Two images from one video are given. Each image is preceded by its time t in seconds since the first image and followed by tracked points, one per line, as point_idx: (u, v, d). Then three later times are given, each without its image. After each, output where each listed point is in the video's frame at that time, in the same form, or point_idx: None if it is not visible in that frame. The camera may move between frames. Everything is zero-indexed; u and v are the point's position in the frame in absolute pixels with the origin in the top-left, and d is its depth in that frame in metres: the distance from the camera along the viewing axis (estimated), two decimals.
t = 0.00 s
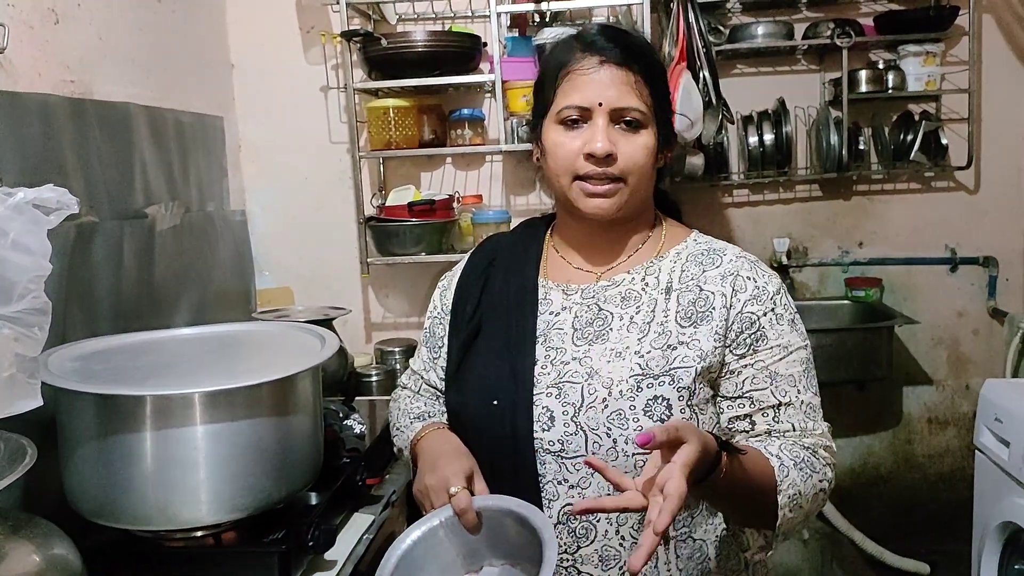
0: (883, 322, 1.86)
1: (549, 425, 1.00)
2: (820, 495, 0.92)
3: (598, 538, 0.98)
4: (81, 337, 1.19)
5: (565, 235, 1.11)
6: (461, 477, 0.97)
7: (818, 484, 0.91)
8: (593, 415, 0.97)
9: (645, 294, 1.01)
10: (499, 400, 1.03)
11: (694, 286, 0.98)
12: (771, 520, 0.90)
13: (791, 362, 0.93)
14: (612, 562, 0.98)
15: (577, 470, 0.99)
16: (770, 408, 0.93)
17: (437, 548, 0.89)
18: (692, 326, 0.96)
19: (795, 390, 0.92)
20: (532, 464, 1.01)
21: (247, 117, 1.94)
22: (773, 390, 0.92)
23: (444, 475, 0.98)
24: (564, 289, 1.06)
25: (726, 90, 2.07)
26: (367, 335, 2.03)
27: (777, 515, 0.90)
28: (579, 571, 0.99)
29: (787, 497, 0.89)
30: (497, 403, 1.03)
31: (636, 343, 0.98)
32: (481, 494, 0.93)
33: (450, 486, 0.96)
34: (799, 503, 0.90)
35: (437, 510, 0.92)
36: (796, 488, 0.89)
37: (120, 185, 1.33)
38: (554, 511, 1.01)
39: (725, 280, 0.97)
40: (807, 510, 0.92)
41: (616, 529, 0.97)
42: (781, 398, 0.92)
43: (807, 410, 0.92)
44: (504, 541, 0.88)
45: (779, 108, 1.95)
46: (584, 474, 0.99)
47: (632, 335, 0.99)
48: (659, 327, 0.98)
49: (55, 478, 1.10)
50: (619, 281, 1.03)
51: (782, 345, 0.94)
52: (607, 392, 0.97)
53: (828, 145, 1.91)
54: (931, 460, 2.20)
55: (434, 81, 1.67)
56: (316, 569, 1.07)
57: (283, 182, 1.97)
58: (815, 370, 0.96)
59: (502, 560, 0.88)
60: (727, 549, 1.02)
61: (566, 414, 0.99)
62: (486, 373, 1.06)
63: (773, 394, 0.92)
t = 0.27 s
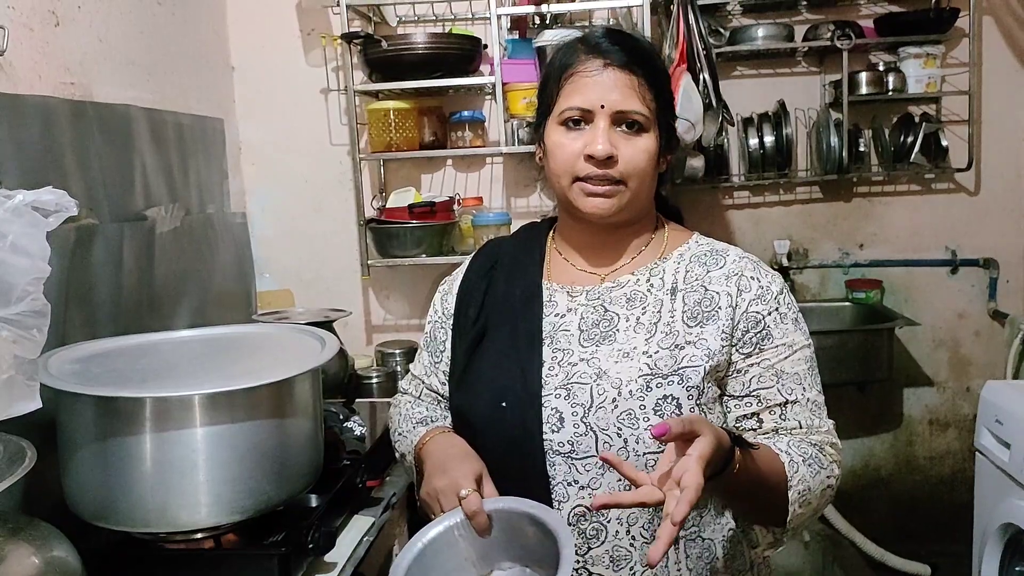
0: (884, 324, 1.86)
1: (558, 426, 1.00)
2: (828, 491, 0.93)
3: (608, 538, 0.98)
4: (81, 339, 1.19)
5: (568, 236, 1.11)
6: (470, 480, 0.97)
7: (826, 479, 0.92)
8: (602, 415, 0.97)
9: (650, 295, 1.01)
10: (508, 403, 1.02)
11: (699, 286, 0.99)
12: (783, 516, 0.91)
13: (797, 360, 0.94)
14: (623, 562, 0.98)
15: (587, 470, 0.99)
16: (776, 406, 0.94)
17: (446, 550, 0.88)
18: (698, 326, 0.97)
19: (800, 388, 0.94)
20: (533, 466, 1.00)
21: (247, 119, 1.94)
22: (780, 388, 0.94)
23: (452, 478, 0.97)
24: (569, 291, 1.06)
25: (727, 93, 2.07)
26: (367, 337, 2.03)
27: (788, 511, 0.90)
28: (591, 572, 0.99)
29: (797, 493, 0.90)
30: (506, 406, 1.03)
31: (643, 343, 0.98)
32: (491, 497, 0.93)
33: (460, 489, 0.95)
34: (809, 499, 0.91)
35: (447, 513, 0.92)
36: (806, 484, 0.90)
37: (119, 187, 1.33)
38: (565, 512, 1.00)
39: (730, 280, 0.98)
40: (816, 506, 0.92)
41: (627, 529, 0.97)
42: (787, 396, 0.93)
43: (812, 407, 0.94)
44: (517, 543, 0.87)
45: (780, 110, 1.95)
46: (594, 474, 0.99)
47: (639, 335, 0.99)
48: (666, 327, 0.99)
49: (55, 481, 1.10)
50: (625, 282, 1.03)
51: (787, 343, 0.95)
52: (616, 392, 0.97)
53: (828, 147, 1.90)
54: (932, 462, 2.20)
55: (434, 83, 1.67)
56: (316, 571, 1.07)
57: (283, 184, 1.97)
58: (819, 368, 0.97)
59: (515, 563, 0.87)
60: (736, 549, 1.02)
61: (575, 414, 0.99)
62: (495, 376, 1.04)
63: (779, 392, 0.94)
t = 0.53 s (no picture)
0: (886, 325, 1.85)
1: (567, 425, 0.99)
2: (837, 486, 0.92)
3: (618, 537, 0.98)
4: (83, 340, 1.19)
5: (570, 237, 1.11)
6: (479, 480, 0.96)
7: (834, 473, 0.91)
8: (610, 413, 0.97)
9: (656, 293, 1.01)
10: (516, 402, 1.03)
11: (704, 283, 0.99)
12: (792, 512, 0.90)
13: (803, 356, 0.94)
14: (633, 560, 0.98)
15: (596, 468, 0.99)
16: (783, 402, 0.93)
17: (458, 551, 0.88)
18: (705, 323, 0.97)
19: (807, 383, 0.93)
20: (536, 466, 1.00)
21: (248, 120, 1.95)
22: (787, 384, 0.93)
23: (462, 478, 0.97)
24: (574, 291, 1.06)
25: (728, 93, 2.07)
26: (369, 338, 2.03)
27: (797, 507, 0.90)
28: (601, 571, 0.99)
29: (806, 488, 0.89)
30: (514, 406, 1.03)
31: (649, 341, 0.99)
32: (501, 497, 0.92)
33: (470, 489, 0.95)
34: (818, 494, 0.90)
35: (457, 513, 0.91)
36: (814, 479, 0.89)
37: (120, 187, 1.33)
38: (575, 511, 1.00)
39: (735, 277, 0.98)
40: (825, 501, 0.92)
41: (637, 527, 0.97)
42: (794, 391, 0.93)
43: (819, 402, 0.94)
44: (529, 542, 0.87)
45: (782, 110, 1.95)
46: (604, 472, 0.98)
47: (645, 333, 0.99)
48: (672, 324, 0.99)
49: (57, 481, 1.11)
50: (629, 281, 1.04)
51: (793, 340, 0.95)
52: (624, 389, 0.97)
53: (830, 148, 1.90)
54: (934, 463, 2.19)
55: (436, 84, 1.67)
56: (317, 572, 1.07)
57: (285, 185, 1.97)
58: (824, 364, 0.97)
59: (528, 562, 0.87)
60: (745, 546, 1.01)
61: (583, 413, 0.98)
62: (501, 377, 1.04)
63: (787, 388, 0.93)
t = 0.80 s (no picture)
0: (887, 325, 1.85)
1: (570, 422, 1.00)
2: (843, 484, 0.93)
3: (621, 535, 0.98)
4: (85, 340, 1.19)
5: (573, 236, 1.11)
6: (478, 474, 0.97)
7: (840, 472, 0.92)
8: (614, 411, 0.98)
9: (660, 292, 1.01)
10: (520, 400, 1.03)
11: (709, 282, 0.99)
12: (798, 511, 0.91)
13: (810, 354, 0.95)
14: (636, 559, 0.97)
15: (599, 467, 0.99)
16: (792, 400, 0.94)
17: (459, 543, 0.88)
18: (709, 322, 0.97)
19: (815, 382, 0.94)
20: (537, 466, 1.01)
21: (250, 120, 1.95)
22: (795, 383, 0.94)
23: (462, 472, 0.97)
24: (578, 290, 1.06)
25: (729, 93, 2.07)
26: (370, 338, 2.03)
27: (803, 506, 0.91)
28: (604, 569, 0.98)
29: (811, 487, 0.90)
30: (517, 404, 1.03)
31: (653, 340, 0.98)
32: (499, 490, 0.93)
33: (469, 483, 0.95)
34: (824, 492, 0.91)
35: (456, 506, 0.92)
36: (820, 478, 0.91)
37: (122, 188, 1.33)
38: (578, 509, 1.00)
39: (740, 276, 0.98)
40: (832, 499, 0.93)
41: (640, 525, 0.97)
42: (801, 390, 0.94)
43: (827, 400, 0.94)
44: (529, 535, 0.87)
45: (783, 110, 1.95)
46: (607, 470, 0.98)
47: (649, 332, 0.99)
48: (676, 323, 0.99)
49: (59, 481, 1.11)
50: (634, 280, 1.03)
51: (799, 338, 0.95)
52: (627, 387, 0.97)
53: (831, 147, 1.90)
54: (935, 463, 2.19)
55: (437, 84, 1.67)
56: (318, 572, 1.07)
57: (286, 185, 1.97)
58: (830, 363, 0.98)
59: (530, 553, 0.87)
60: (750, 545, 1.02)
61: (587, 411, 0.99)
62: (505, 375, 1.05)
63: (794, 388, 0.94)
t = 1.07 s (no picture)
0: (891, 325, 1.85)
1: (569, 422, 1.00)
2: (840, 499, 0.93)
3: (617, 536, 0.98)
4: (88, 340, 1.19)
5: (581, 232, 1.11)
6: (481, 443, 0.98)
7: (838, 487, 0.91)
8: (613, 412, 0.97)
9: (667, 294, 1.00)
10: (522, 397, 1.03)
11: (717, 286, 0.98)
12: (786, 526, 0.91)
13: (817, 365, 0.94)
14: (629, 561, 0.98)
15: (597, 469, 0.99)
16: (795, 410, 0.93)
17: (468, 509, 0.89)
18: (714, 327, 0.96)
19: (821, 392, 0.93)
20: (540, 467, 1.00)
21: (253, 120, 1.95)
22: (800, 393, 0.93)
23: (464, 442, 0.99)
24: (585, 288, 1.06)
25: (732, 93, 2.06)
26: (373, 338, 2.03)
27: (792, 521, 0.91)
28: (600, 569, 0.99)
29: (801, 501, 0.90)
30: (520, 401, 1.03)
31: (657, 343, 0.98)
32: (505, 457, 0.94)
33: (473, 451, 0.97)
34: (816, 507, 0.91)
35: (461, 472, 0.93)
36: (809, 493, 0.90)
37: (125, 188, 1.33)
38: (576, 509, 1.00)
39: (749, 281, 0.97)
40: (827, 514, 0.92)
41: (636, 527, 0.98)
42: (805, 401, 0.93)
43: (831, 411, 0.93)
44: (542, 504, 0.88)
45: (786, 110, 1.95)
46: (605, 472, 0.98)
47: (654, 334, 0.99)
48: (681, 326, 0.98)
49: (62, 481, 1.11)
50: (641, 280, 1.02)
51: (806, 349, 0.94)
52: (626, 390, 0.97)
53: (834, 147, 1.90)
54: (938, 464, 2.19)
55: (440, 84, 1.67)
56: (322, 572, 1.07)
57: (289, 185, 1.97)
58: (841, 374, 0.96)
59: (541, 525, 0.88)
60: (749, 551, 1.01)
61: (586, 411, 0.99)
62: (510, 373, 1.05)
63: (800, 398, 0.93)
